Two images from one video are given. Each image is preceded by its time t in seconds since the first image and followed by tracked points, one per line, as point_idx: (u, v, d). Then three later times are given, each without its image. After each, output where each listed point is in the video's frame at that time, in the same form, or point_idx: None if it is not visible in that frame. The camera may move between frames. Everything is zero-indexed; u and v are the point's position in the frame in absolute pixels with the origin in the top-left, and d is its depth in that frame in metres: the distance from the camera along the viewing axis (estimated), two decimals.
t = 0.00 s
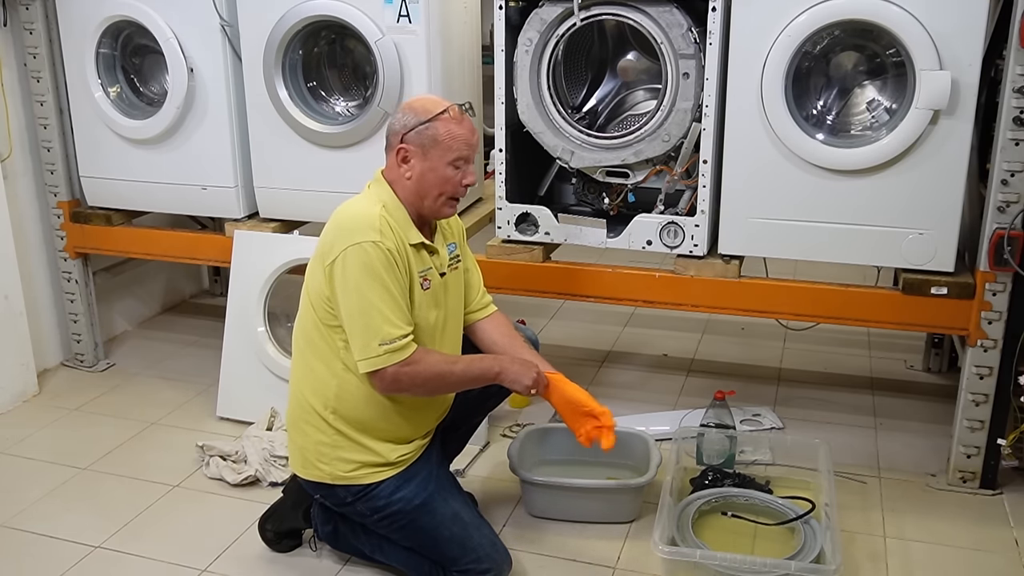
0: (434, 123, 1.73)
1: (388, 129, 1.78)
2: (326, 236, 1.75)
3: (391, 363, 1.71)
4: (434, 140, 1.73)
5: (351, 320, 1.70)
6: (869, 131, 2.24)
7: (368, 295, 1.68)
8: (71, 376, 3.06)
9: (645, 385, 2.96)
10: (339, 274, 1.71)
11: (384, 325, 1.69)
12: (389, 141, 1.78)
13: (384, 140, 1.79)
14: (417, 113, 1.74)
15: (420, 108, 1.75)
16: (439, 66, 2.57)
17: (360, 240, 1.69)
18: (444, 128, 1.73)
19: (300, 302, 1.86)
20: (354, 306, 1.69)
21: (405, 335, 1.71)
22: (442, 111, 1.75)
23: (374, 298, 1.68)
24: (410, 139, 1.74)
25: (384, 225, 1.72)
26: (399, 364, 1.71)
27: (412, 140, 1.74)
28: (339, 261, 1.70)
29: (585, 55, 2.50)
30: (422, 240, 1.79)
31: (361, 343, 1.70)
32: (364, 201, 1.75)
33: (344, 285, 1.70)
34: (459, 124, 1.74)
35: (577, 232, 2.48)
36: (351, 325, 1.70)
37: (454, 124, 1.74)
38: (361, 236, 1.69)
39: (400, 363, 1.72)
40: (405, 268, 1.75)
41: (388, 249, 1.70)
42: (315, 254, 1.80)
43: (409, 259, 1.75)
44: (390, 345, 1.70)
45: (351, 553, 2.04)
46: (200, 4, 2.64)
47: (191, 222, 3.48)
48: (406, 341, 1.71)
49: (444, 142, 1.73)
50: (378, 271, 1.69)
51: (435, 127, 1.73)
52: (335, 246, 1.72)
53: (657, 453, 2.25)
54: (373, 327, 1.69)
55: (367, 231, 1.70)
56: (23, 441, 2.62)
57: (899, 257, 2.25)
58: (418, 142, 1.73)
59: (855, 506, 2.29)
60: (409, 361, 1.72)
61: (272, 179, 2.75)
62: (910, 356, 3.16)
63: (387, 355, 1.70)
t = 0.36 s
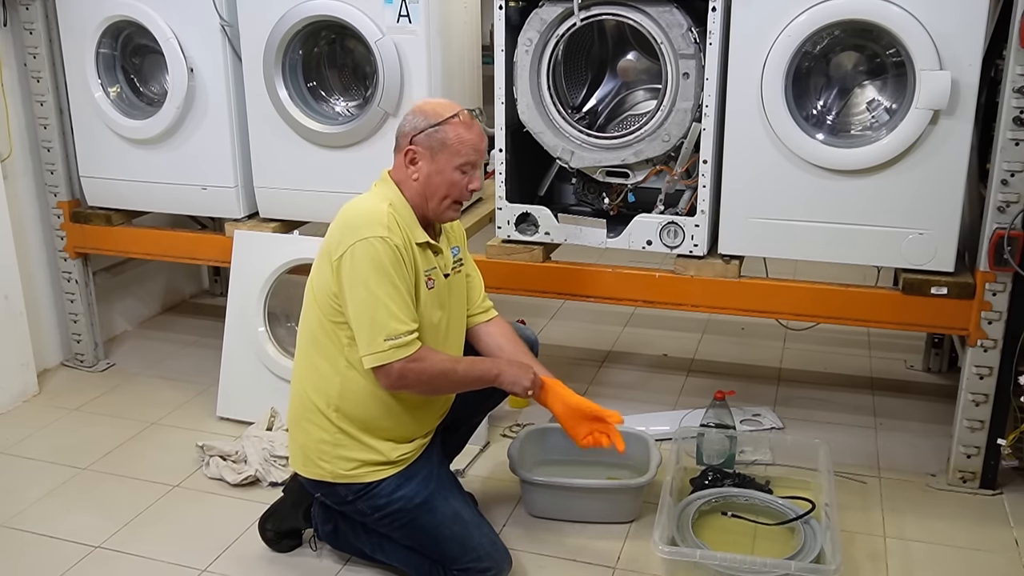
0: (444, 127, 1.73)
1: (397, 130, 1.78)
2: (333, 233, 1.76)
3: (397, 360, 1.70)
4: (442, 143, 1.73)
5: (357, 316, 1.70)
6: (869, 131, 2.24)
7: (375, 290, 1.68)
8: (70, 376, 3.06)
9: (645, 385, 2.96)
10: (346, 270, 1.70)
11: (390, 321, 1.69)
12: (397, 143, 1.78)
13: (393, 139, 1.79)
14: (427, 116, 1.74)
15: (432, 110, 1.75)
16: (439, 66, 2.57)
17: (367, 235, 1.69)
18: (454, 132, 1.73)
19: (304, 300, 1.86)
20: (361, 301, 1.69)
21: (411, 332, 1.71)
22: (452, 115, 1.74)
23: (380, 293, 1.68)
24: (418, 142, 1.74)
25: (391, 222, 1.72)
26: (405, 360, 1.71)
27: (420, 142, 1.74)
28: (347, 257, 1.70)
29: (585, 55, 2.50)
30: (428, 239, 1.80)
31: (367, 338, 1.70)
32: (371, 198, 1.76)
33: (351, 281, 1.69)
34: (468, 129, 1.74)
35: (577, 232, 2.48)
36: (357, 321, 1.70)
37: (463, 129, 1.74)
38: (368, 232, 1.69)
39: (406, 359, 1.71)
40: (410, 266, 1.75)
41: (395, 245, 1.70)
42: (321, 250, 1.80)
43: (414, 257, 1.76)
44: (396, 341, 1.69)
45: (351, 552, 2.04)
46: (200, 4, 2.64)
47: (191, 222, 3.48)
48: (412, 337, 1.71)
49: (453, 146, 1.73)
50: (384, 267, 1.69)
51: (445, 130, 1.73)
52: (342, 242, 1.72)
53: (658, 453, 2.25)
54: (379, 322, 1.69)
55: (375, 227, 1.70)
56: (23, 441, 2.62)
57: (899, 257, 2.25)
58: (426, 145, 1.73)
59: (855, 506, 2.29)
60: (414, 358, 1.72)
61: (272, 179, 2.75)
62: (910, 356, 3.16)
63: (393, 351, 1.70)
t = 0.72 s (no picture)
0: (460, 144, 1.69)
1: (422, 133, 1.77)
2: (338, 244, 1.74)
3: (397, 378, 1.70)
4: (450, 160, 1.70)
5: (359, 332, 1.69)
6: (869, 131, 2.24)
7: (378, 308, 1.67)
8: (70, 376, 3.06)
9: (645, 385, 2.96)
10: (349, 285, 1.69)
11: (392, 339, 1.68)
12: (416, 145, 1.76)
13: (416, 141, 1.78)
14: (449, 129, 1.71)
15: (456, 125, 1.72)
16: (439, 66, 2.57)
17: (373, 253, 1.68)
18: (468, 153, 1.69)
19: (308, 303, 1.85)
20: (363, 318, 1.68)
21: (412, 350, 1.71)
22: (472, 135, 1.71)
23: (382, 311, 1.67)
24: (433, 151, 1.72)
25: (398, 239, 1.70)
26: (405, 378, 1.71)
27: (434, 152, 1.72)
28: (351, 272, 1.69)
29: (585, 55, 2.50)
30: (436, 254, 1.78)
31: (368, 355, 1.69)
32: (378, 211, 1.74)
33: (354, 297, 1.68)
34: (484, 152, 1.70)
35: (577, 232, 2.48)
36: (359, 336, 1.69)
37: (479, 152, 1.70)
38: (373, 249, 1.68)
39: (406, 378, 1.71)
40: (414, 282, 1.74)
41: (400, 264, 1.68)
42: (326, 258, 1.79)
43: (419, 273, 1.75)
44: (397, 360, 1.69)
45: (351, 552, 2.04)
46: (201, 4, 2.64)
47: (191, 222, 3.48)
48: (413, 356, 1.70)
49: (461, 167, 1.69)
50: (389, 286, 1.67)
51: (457, 149, 1.69)
52: (346, 255, 1.71)
53: (657, 453, 2.25)
54: (381, 340, 1.68)
55: (382, 244, 1.68)
56: (23, 441, 2.62)
57: (899, 257, 2.25)
58: (438, 156, 1.71)
59: (855, 506, 2.29)
60: (415, 376, 1.72)
61: (272, 179, 2.75)
62: (910, 356, 3.16)
63: (394, 370, 1.69)
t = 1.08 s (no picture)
0: (496, 174, 1.58)
1: (455, 156, 1.65)
2: (354, 275, 1.65)
3: (392, 430, 1.63)
4: (486, 190, 1.59)
5: (360, 375, 1.62)
6: (869, 131, 2.24)
7: (386, 358, 1.60)
8: (70, 376, 3.06)
9: (645, 385, 2.96)
10: (359, 326, 1.61)
11: (397, 391, 1.62)
12: (448, 169, 1.65)
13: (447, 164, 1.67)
14: (486, 156, 1.60)
15: (493, 151, 1.61)
16: (439, 67, 2.57)
17: (388, 297, 1.60)
18: (504, 184, 1.58)
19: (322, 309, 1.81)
20: (370, 365, 1.60)
21: (411, 404, 1.63)
22: (510, 166, 1.60)
23: (389, 362, 1.60)
24: (467, 179, 1.61)
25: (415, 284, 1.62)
26: (403, 435, 1.64)
27: (468, 180, 1.61)
28: (362, 310, 1.61)
29: (585, 55, 2.50)
30: (453, 291, 1.71)
31: (365, 400, 1.62)
32: (401, 246, 1.65)
33: (360, 338, 1.61)
34: (521, 183, 1.59)
35: (577, 232, 2.48)
36: (362, 381, 1.62)
37: (517, 184, 1.59)
38: (388, 294, 1.60)
39: (400, 430, 1.64)
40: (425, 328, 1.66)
41: (413, 312, 1.61)
42: (341, 280, 1.70)
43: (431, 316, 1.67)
44: (394, 412, 1.62)
45: (351, 553, 2.04)
46: (200, 4, 2.64)
47: (191, 222, 3.48)
48: (411, 410, 1.63)
49: (496, 197, 1.59)
50: (397, 334, 1.60)
51: (493, 179, 1.58)
52: (360, 290, 1.63)
53: (657, 453, 2.25)
54: (380, 388, 1.61)
55: (399, 292, 1.60)
56: (23, 441, 2.62)
57: (899, 257, 2.25)
58: (472, 185, 1.60)
59: (855, 506, 2.29)
60: (410, 429, 1.64)
61: (272, 179, 2.75)
62: (910, 356, 3.16)
63: (388, 422, 1.62)
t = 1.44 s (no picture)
0: (521, 198, 1.54)
1: (475, 177, 1.62)
2: (384, 303, 1.59)
3: (439, 458, 1.60)
4: (509, 213, 1.55)
5: (404, 406, 1.57)
6: (870, 131, 2.24)
7: (428, 390, 1.55)
8: (70, 376, 3.06)
9: (645, 385, 2.96)
10: (394, 360, 1.56)
11: (440, 420, 1.58)
12: (470, 192, 1.61)
13: (467, 186, 1.63)
14: (509, 178, 1.56)
15: (514, 173, 1.57)
16: (439, 67, 2.57)
17: (427, 329, 1.55)
18: (530, 208, 1.55)
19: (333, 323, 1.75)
20: (411, 398, 1.56)
21: (456, 430, 1.60)
22: (535, 188, 1.56)
23: (433, 394, 1.56)
24: (491, 202, 1.57)
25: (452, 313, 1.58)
26: (451, 460, 1.60)
27: (493, 204, 1.57)
28: (398, 341, 1.56)
29: (585, 55, 2.50)
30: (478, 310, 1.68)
31: (411, 430, 1.58)
32: (430, 272, 1.59)
33: (400, 370, 1.56)
34: (546, 208, 1.56)
35: (577, 232, 2.48)
36: (403, 413, 1.58)
37: (543, 207, 1.56)
38: (428, 325, 1.55)
39: (448, 458, 1.61)
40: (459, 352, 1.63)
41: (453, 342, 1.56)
42: (362, 306, 1.63)
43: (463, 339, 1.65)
44: (441, 441, 1.58)
45: (351, 553, 2.04)
46: (200, 4, 2.64)
47: (191, 222, 3.48)
48: (456, 437, 1.60)
49: (522, 221, 1.55)
50: (439, 365, 1.55)
51: (517, 203, 1.54)
52: (393, 319, 1.57)
53: (657, 453, 2.25)
54: (427, 419, 1.57)
55: (435, 322, 1.55)
56: (23, 441, 2.62)
57: (899, 257, 2.25)
58: (497, 209, 1.56)
59: (855, 506, 2.29)
60: (455, 459, 1.61)
61: (272, 179, 2.75)
62: (910, 356, 3.16)
63: (435, 451, 1.58)
